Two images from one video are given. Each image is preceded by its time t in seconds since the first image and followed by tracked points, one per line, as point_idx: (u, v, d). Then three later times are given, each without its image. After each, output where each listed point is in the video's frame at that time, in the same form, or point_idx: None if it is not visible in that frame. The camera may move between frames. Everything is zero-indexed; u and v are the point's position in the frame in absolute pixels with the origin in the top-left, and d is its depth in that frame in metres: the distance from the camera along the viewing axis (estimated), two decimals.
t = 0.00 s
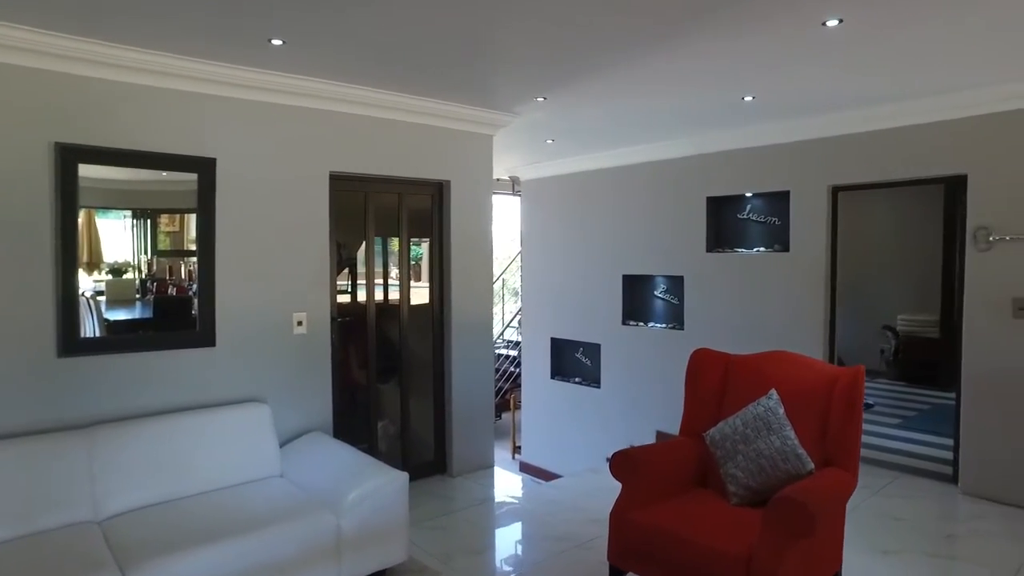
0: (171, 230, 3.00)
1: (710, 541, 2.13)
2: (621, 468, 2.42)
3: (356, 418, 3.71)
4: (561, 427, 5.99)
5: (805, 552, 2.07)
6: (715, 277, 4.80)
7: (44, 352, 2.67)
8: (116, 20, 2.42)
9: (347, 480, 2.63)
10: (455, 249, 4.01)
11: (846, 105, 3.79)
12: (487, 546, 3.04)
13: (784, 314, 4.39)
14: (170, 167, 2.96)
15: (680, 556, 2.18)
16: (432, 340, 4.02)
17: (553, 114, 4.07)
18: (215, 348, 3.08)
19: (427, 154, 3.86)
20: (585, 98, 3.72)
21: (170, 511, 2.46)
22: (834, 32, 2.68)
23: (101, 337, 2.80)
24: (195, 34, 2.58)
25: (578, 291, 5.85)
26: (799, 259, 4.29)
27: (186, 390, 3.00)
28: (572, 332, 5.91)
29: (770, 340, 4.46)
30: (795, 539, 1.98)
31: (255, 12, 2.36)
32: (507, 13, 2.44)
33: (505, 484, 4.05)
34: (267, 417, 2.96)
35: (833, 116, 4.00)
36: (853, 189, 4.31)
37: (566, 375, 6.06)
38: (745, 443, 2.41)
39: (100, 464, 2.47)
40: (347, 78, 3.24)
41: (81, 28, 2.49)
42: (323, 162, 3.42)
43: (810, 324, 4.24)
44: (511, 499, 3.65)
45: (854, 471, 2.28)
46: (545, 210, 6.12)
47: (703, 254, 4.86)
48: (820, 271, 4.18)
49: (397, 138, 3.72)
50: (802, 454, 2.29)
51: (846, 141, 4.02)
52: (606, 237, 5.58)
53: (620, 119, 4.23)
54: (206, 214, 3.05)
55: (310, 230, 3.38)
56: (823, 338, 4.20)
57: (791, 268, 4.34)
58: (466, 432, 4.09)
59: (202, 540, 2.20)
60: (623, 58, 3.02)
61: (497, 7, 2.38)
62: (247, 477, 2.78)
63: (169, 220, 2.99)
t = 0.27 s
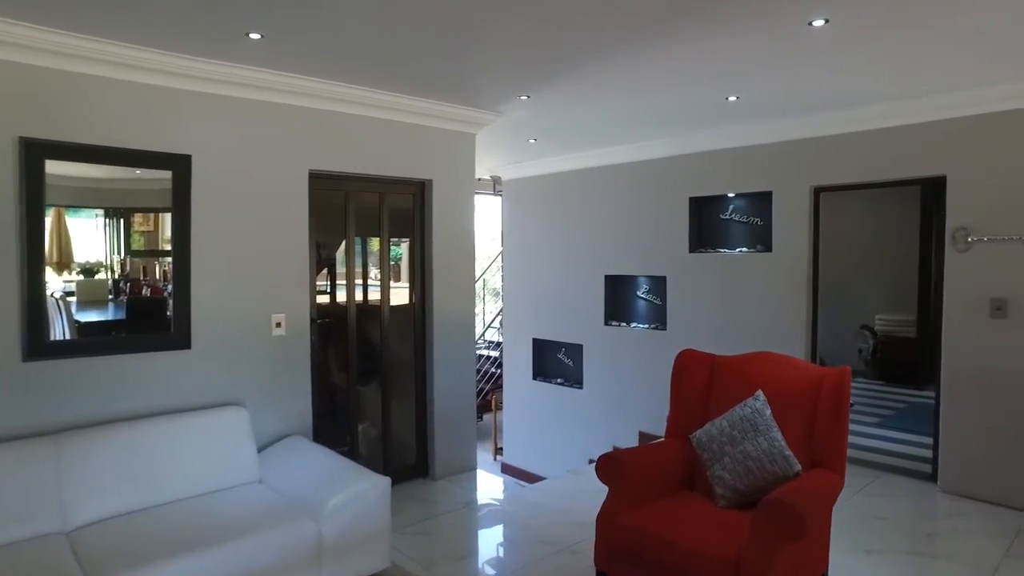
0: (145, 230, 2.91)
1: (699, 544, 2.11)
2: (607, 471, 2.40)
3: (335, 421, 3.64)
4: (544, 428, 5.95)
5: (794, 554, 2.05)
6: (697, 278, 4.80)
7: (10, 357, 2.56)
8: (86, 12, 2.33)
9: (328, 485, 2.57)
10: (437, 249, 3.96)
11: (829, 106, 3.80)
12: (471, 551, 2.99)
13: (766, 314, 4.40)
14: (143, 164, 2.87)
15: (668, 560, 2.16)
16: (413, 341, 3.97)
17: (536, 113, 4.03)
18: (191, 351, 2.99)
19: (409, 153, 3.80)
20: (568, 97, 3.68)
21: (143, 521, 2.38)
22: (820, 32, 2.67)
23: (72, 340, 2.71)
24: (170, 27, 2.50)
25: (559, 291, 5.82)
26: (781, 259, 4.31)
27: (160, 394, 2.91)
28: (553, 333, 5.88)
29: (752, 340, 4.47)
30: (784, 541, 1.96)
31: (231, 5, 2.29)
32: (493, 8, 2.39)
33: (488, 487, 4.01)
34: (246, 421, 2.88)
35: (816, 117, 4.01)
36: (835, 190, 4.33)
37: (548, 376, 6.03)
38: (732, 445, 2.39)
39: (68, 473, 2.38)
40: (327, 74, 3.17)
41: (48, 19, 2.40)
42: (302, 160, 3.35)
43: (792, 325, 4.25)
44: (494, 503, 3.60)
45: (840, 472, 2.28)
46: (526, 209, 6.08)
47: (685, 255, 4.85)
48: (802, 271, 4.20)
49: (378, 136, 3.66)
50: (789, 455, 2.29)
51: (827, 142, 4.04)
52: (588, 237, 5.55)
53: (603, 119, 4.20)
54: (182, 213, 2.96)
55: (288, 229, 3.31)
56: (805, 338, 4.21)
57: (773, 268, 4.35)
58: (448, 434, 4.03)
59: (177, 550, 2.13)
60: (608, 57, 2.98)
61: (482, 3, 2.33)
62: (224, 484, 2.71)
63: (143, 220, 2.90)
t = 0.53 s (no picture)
0: (111, 229, 2.79)
1: (684, 550, 2.08)
2: (590, 476, 2.36)
3: (310, 426, 3.55)
4: (521, 430, 5.91)
5: (780, 558, 2.03)
6: (675, 278, 4.80)
7: None
8: None
9: (303, 493, 2.50)
10: (414, 249, 3.88)
11: (806, 107, 3.82)
12: (451, 558, 2.93)
13: (744, 315, 4.41)
14: (109, 160, 2.75)
15: (653, 566, 2.13)
16: (390, 344, 3.89)
17: (516, 112, 3.98)
18: (159, 355, 2.88)
19: (386, 151, 3.73)
20: (547, 97, 3.65)
21: (106, 535, 2.27)
22: (802, 33, 2.66)
23: (31, 344, 2.60)
24: (136, 17, 2.39)
25: (537, 292, 5.78)
26: (759, 260, 4.32)
27: (126, 400, 2.80)
28: (531, 334, 5.84)
29: (730, 341, 4.49)
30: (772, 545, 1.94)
31: None
32: (473, 4, 2.33)
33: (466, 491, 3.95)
34: (217, 428, 2.79)
35: (793, 119, 4.04)
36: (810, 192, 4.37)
37: (525, 378, 5.99)
38: (716, 447, 2.37)
39: (24, 487, 2.26)
40: (301, 69, 3.08)
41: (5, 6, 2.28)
42: (275, 158, 3.26)
43: (770, 325, 4.28)
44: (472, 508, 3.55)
45: (824, 474, 2.27)
46: (503, 209, 6.03)
47: (664, 255, 4.85)
48: (779, 272, 4.22)
49: (354, 134, 3.58)
50: (773, 457, 2.27)
51: (804, 144, 4.07)
52: (566, 237, 5.52)
53: (582, 119, 4.17)
54: (149, 212, 2.85)
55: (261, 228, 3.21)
56: (783, 339, 4.23)
57: (751, 269, 4.37)
58: (426, 438, 3.97)
59: (145, 565, 2.04)
60: (590, 55, 2.95)
61: None
62: (194, 493, 2.61)
63: (109, 218, 2.78)
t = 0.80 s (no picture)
0: (72, 227, 2.68)
1: (671, 555, 2.05)
2: (573, 480, 2.32)
3: (282, 431, 3.45)
4: (497, 432, 5.85)
5: (767, 561, 2.02)
6: (653, 278, 4.79)
7: None
8: None
9: (277, 501, 2.42)
10: (389, 249, 3.81)
11: (783, 109, 3.84)
12: (429, 565, 2.86)
13: (722, 315, 4.42)
14: (71, 156, 2.63)
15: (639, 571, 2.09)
16: (365, 346, 3.81)
17: (493, 110, 3.93)
18: (125, 359, 2.77)
19: (361, 149, 3.65)
20: (526, 95, 3.60)
21: (69, 549, 2.15)
22: (783, 34, 2.65)
23: None
24: (98, 5, 2.28)
25: (513, 292, 5.73)
26: (736, 260, 4.34)
27: (89, 407, 2.68)
28: (506, 335, 5.80)
29: (707, 341, 4.49)
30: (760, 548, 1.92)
31: None
32: None
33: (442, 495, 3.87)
34: (186, 434, 2.69)
35: (770, 120, 4.05)
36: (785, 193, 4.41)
37: (501, 379, 5.94)
38: (699, 449, 2.35)
39: None
40: (274, 63, 2.99)
41: None
42: (246, 155, 3.16)
43: (748, 325, 4.29)
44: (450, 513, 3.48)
45: (807, 475, 2.26)
46: (479, 209, 5.97)
47: (641, 256, 4.84)
48: (757, 272, 4.24)
49: (329, 131, 3.49)
50: (757, 459, 2.26)
51: (781, 145, 4.09)
52: (543, 237, 5.48)
53: (560, 117, 4.13)
54: (112, 210, 2.74)
55: (231, 227, 3.11)
56: (760, 339, 4.25)
57: (728, 269, 4.39)
58: (402, 442, 3.89)
59: None
60: (571, 53, 2.90)
61: None
62: (161, 503, 2.51)
63: (70, 216, 2.67)
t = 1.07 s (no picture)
0: (29, 226, 2.55)
1: (654, 558, 2.03)
2: (555, 483, 2.29)
3: (254, 436, 3.36)
4: (473, 434, 5.80)
5: (751, 563, 2.01)
6: (629, 278, 4.79)
7: None
8: None
9: (249, 509, 2.34)
10: (364, 249, 3.74)
11: (759, 110, 3.85)
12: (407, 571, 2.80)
13: (698, 314, 4.43)
14: (29, 150, 2.51)
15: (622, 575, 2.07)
16: (339, 347, 3.73)
17: (470, 108, 3.88)
18: (86, 363, 2.66)
19: (335, 147, 3.57)
20: (503, 93, 3.56)
21: (28, 564, 2.05)
22: (762, 35, 2.64)
23: None
24: None
25: (488, 292, 5.68)
26: (712, 260, 4.36)
27: (49, 414, 2.56)
28: (481, 335, 5.75)
29: (684, 341, 4.50)
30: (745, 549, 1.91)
31: None
32: None
33: (417, 498, 3.81)
34: (152, 441, 2.59)
35: (746, 121, 4.08)
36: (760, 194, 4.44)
37: (476, 380, 5.88)
38: (681, 451, 2.34)
39: None
40: (245, 57, 2.90)
41: None
42: (216, 151, 3.06)
43: (724, 325, 4.32)
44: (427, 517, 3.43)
45: (788, 475, 2.26)
46: (454, 209, 5.91)
47: (617, 256, 4.84)
48: (733, 272, 4.27)
49: (301, 127, 3.41)
50: (738, 460, 2.25)
51: (756, 146, 4.12)
52: (519, 237, 5.45)
53: (538, 116, 4.10)
54: (74, 208, 2.63)
55: (199, 225, 3.01)
56: (736, 339, 4.27)
57: (704, 269, 4.41)
58: (377, 445, 3.83)
59: None
60: (551, 52, 2.87)
61: None
62: (127, 513, 2.41)
63: (27, 214, 2.55)
